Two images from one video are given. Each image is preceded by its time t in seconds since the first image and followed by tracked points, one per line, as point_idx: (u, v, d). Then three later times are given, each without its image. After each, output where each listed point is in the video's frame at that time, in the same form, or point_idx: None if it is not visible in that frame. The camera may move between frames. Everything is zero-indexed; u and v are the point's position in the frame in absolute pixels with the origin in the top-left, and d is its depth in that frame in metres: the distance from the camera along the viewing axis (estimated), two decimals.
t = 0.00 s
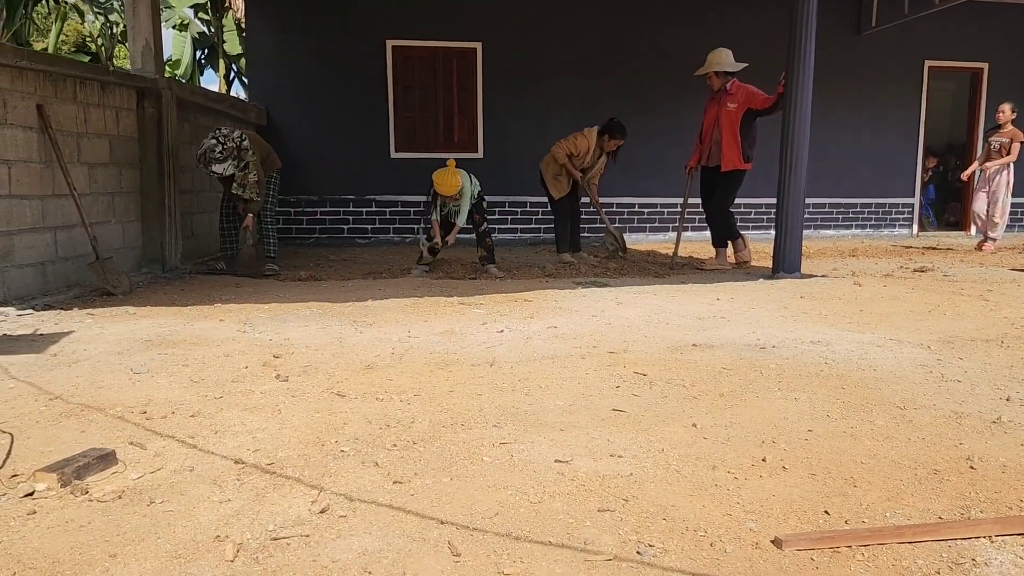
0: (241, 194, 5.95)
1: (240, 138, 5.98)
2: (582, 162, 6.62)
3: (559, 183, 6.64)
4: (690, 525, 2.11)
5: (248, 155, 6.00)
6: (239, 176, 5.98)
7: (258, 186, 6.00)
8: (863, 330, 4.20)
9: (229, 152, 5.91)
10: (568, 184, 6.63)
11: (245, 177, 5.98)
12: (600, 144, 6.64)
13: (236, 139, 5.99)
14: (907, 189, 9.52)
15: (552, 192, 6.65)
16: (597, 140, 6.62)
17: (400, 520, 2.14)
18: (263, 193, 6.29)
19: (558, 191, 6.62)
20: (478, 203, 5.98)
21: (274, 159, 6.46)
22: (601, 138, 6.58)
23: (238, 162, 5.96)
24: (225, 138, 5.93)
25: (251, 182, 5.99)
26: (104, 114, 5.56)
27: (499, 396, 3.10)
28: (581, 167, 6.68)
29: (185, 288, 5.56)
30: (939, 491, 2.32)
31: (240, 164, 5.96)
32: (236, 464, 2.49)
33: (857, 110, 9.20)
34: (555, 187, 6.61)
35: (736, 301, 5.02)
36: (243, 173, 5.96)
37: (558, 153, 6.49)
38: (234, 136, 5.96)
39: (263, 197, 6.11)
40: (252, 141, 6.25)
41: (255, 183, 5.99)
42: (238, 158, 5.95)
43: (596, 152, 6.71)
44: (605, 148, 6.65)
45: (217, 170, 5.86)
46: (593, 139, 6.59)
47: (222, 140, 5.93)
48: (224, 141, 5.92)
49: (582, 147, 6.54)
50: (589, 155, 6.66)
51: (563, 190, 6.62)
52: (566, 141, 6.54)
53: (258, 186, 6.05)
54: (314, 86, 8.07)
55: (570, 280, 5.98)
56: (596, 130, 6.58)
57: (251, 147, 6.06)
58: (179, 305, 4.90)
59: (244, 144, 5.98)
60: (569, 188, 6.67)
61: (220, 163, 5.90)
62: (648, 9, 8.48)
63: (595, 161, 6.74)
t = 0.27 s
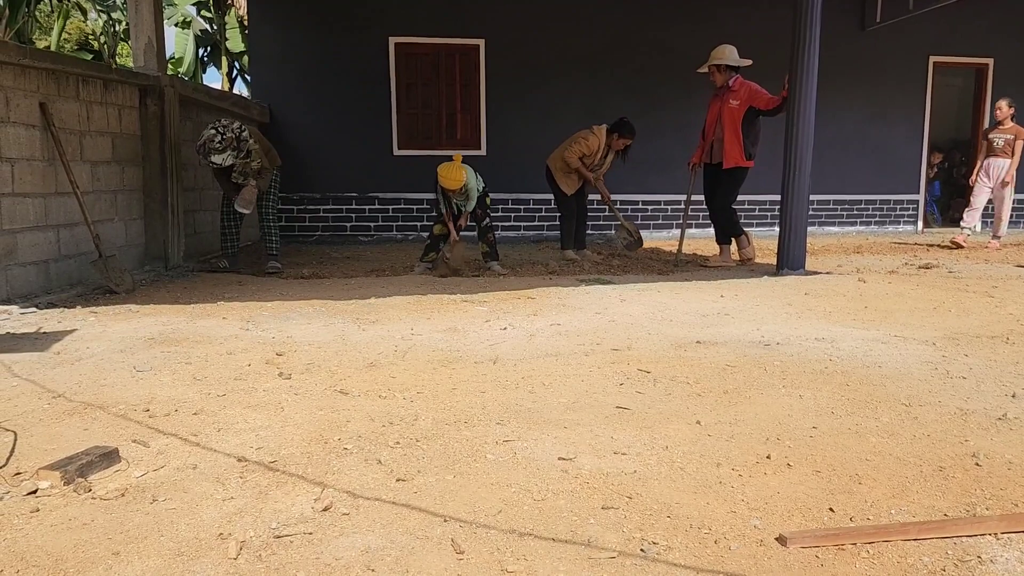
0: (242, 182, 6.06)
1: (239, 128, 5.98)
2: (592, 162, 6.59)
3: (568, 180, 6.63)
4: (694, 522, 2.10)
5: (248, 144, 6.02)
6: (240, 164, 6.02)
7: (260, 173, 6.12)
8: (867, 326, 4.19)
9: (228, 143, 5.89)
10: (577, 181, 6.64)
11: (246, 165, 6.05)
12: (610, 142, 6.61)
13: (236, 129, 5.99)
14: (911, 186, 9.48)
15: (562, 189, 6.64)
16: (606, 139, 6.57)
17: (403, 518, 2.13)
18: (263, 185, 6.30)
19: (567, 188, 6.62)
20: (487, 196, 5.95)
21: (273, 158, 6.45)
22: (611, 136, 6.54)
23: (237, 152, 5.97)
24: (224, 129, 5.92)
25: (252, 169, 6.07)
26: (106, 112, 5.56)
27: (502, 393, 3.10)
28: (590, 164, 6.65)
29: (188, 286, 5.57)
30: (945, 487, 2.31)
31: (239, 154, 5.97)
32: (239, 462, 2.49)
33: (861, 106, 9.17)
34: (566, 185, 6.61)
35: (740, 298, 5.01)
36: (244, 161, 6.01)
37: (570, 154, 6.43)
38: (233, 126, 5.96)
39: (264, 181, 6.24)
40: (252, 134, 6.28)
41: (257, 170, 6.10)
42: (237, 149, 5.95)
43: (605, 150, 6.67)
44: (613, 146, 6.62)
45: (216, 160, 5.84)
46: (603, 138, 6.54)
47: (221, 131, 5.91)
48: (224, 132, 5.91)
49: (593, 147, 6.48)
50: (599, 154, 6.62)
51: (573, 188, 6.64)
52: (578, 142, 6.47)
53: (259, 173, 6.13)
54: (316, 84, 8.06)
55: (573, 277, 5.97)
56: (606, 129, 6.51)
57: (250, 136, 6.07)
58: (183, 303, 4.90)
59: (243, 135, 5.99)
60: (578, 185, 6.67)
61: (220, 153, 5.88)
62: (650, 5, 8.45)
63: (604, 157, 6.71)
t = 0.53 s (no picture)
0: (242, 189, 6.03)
1: (237, 134, 5.94)
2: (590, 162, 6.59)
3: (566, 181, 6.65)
4: (693, 520, 2.10)
5: (246, 150, 5.98)
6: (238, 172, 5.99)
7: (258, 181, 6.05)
8: (866, 323, 4.19)
9: (227, 149, 5.88)
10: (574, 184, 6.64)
11: (244, 172, 6.01)
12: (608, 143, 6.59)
13: (234, 134, 5.95)
14: (911, 182, 9.47)
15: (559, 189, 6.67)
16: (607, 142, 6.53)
17: (401, 516, 2.13)
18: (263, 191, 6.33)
19: (564, 189, 6.65)
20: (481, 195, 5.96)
21: (274, 154, 6.44)
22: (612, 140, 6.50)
23: (235, 158, 5.94)
24: (222, 134, 5.88)
25: (251, 178, 6.02)
26: (105, 111, 5.55)
27: (501, 391, 3.09)
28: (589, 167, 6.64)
29: (187, 285, 5.56)
30: (944, 484, 2.30)
31: (238, 159, 5.95)
32: (237, 461, 2.48)
33: (861, 102, 9.15)
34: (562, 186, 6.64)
35: (740, 295, 5.00)
36: (242, 167, 5.97)
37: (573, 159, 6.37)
38: (232, 132, 5.92)
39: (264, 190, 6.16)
40: (253, 135, 6.26)
41: (255, 178, 6.04)
42: (236, 155, 5.92)
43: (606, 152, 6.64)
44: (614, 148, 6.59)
45: (214, 167, 5.86)
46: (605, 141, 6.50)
47: (219, 137, 5.89)
48: (222, 138, 5.88)
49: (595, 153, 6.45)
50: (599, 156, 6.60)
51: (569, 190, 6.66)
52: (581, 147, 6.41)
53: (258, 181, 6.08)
54: (315, 82, 8.05)
55: (573, 274, 5.96)
56: (610, 134, 6.45)
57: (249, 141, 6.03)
58: (181, 302, 4.89)
59: (241, 140, 5.95)
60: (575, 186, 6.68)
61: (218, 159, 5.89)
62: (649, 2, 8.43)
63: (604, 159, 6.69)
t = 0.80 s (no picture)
0: (236, 189, 5.98)
1: (233, 134, 5.94)
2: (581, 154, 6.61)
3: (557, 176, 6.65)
4: (688, 518, 2.10)
5: (241, 150, 5.95)
6: (234, 172, 5.95)
7: (253, 183, 5.94)
8: (862, 318, 4.19)
9: (222, 149, 5.91)
10: (565, 177, 6.63)
11: (240, 173, 5.95)
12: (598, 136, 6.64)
13: (230, 134, 5.96)
14: (907, 177, 9.47)
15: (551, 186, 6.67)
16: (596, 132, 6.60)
17: (396, 516, 2.12)
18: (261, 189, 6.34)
19: (556, 185, 6.64)
20: (470, 198, 5.98)
21: (273, 152, 6.42)
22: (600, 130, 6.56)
23: (231, 157, 5.95)
24: (217, 133, 5.91)
25: (246, 179, 5.94)
26: (100, 110, 5.54)
27: (497, 390, 3.09)
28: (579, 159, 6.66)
29: (183, 284, 5.55)
30: (939, 480, 2.30)
31: (233, 159, 5.94)
32: (232, 461, 2.48)
33: (858, 98, 9.15)
34: (553, 181, 6.63)
35: (737, 291, 5.00)
36: (238, 168, 5.93)
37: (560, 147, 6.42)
38: (228, 132, 5.94)
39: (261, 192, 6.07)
40: (250, 134, 6.21)
41: (250, 180, 5.94)
42: (231, 154, 5.93)
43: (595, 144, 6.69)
44: (603, 140, 6.64)
45: (209, 166, 5.91)
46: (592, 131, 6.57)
47: (215, 136, 5.92)
48: (217, 137, 5.90)
49: (582, 140, 6.51)
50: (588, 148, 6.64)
51: (561, 185, 6.64)
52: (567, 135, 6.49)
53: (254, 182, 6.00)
54: (311, 80, 8.03)
55: (569, 271, 5.96)
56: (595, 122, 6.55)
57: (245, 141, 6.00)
58: (177, 302, 4.88)
59: (237, 140, 5.95)
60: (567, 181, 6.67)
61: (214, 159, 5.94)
62: None
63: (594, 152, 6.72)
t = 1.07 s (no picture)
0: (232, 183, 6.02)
1: (227, 129, 5.91)
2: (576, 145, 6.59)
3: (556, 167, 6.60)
4: (684, 514, 2.10)
5: (236, 145, 5.95)
6: (229, 166, 5.97)
7: (249, 176, 6.02)
8: (858, 314, 4.19)
9: (216, 144, 5.84)
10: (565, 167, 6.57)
11: (235, 166, 5.99)
12: (593, 126, 6.62)
13: (224, 130, 5.92)
14: (903, 174, 9.48)
15: (550, 179, 6.60)
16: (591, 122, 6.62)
17: (392, 514, 2.12)
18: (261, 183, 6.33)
19: (555, 176, 6.57)
20: (465, 195, 5.98)
21: (270, 149, 6.40)
22: (596, 119, 6.57)
23: (226, 152, 5.91)
24: (211, 130, 5.85)
25: (241, 172, 6.00)
26: (94, 109, 5.52)
27: (494, 387, 3.09)
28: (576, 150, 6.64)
29: (179, 283, 5.54)
30: (935, 475, 2.30)
31: (228, 155, 5.91)
32: (228, 460, 2.47)
33: (853, 94, 9.15)
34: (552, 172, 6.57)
35: (734, 288, 5.00)
36: (234, 163, 5.95)
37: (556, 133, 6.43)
38: (222, 127, 5.89)
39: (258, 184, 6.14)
40: (245, 130, 6.22)
41: (247, 173, 6.01)
42: (226, 150, 5.89)
43: (592, 135, 6.69)
44: (599, 131, 6.65)
45: (205, 163, 5.80)
46: (588, 121, 6.59)
47: (209, 132, 5.86)
48: (211, 133, 5.85)
49: (578, 128, 6.52)
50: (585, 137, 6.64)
51: (561, 175, 6.58)
52: (563, 123, 6.50)
53: (249, 174, 6.05)
54: (306, 78, 8.02)
55: (566, 269, 5.96)
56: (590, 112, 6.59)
57: (240, 136, 5.99)
58: (173, 301, 4.87)
59: (231, 135, 5.92)
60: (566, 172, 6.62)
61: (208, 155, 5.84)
62: None
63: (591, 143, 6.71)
